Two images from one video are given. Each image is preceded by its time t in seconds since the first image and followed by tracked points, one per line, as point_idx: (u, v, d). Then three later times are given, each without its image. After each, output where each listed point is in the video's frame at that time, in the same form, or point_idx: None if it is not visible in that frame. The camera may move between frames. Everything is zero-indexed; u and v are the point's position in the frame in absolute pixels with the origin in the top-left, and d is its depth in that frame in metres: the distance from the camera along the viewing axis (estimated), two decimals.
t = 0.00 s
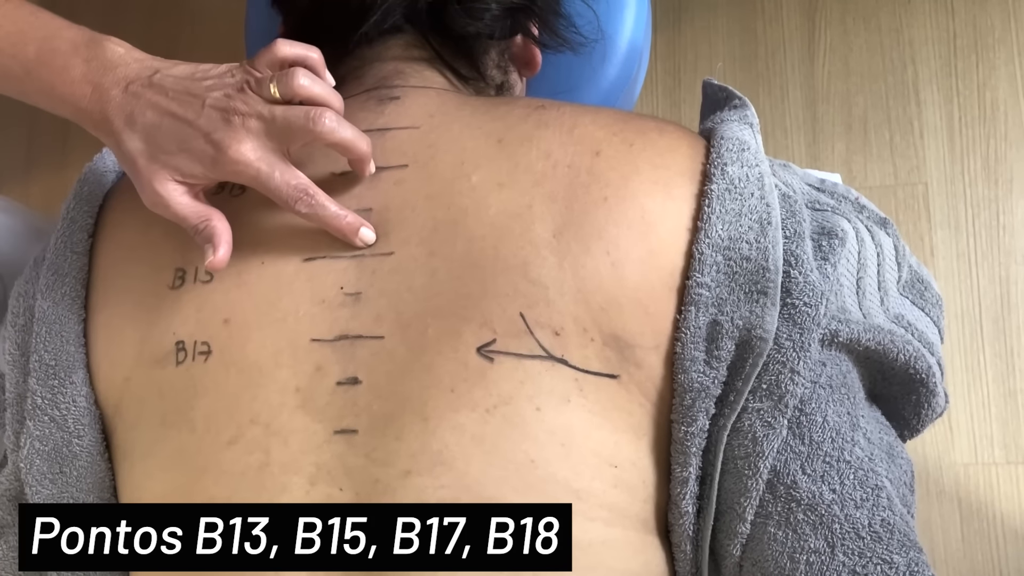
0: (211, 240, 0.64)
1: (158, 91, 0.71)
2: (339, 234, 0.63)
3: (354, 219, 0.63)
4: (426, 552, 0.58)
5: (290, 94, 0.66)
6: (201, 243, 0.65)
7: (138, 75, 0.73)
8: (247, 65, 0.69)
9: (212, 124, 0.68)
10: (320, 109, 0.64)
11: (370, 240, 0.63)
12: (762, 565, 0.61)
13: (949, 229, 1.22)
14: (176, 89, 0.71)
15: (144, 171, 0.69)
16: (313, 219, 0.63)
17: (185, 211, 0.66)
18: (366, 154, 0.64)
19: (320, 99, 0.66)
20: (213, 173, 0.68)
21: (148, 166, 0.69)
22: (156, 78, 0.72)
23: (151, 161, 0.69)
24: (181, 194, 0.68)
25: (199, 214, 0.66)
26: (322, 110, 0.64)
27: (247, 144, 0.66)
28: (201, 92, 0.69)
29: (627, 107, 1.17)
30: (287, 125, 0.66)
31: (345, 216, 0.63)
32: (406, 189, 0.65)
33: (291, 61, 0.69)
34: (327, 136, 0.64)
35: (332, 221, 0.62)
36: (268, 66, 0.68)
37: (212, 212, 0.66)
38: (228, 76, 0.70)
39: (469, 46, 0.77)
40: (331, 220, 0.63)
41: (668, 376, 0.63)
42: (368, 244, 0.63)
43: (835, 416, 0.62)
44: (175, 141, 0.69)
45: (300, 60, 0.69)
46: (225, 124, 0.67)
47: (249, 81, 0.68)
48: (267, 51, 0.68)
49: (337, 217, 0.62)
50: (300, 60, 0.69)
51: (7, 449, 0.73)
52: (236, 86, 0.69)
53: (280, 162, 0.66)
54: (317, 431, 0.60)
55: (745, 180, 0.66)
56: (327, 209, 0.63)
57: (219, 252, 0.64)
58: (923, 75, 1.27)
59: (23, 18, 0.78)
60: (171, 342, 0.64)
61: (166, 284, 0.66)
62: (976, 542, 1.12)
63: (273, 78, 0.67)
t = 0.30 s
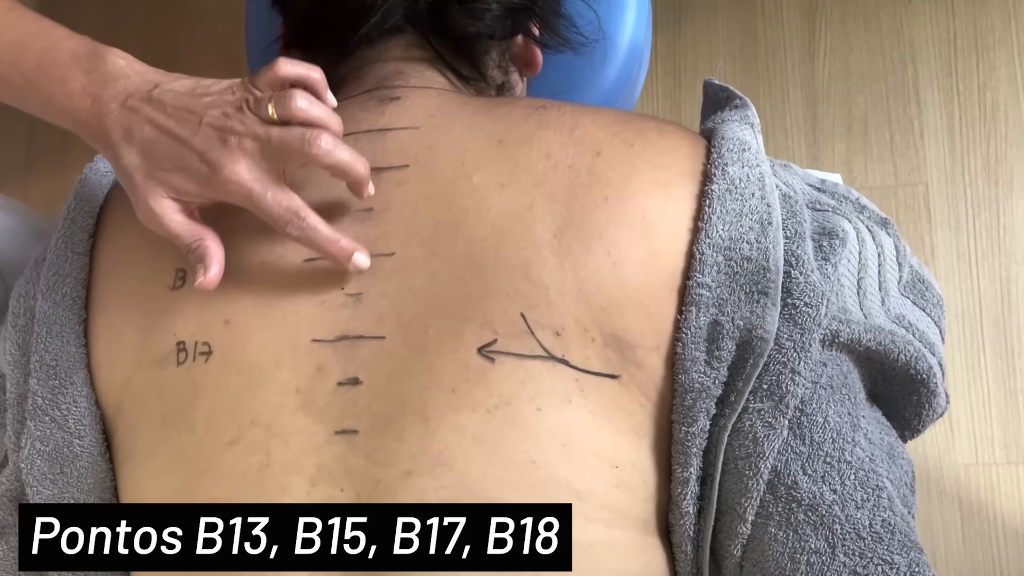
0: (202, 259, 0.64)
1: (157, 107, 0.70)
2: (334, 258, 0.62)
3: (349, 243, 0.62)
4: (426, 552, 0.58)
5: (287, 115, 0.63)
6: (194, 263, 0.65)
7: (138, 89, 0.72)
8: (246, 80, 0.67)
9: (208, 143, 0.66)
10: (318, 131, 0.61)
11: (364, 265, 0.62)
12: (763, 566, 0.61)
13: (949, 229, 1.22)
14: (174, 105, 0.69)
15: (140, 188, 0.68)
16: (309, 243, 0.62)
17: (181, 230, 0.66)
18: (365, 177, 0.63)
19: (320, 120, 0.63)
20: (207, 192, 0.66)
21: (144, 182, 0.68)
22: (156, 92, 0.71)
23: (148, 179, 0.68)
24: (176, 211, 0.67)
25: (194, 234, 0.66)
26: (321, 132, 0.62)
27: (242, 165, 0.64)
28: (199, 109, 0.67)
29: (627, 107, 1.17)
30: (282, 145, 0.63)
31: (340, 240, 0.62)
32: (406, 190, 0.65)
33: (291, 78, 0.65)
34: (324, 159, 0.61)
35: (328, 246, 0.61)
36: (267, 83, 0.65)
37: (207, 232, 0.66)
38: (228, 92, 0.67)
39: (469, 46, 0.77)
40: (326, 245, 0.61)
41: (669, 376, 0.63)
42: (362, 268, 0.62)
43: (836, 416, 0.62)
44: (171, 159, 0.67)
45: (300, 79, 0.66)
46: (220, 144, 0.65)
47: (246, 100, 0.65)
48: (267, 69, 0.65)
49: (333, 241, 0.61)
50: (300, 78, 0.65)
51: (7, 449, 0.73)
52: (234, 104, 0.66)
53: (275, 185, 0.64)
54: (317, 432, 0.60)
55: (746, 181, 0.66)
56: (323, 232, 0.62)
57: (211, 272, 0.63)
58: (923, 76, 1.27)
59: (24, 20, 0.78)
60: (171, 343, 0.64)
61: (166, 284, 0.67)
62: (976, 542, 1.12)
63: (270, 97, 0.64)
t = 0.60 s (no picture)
0: (155, 262, 0.63)
1: (104, 105, 0.66)
2: (285, 249, 0.62)
3: (300, 237, 0.62)
4: (426, 552, 0.58)
5: (239, 113, 0.61)
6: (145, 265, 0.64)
7: (86, 89, 0.68)
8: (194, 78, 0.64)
9: (155, 139, 0.63)
10: (269, 125, 0.61)
11: (315, 259, 0.63)
12: (762, 564, 0.61)
13: (949, 229, 1.22)
14: (119, 104, 0.65)
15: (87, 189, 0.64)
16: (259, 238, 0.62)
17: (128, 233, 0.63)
18: (302, 168, 0.63)
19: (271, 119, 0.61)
20: (156, 190, 0.63)
21: (91, 184, 0.64)
22: (104, 91, 0.67)
23: (95, 179, 0.64)
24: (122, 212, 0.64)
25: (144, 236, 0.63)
26: (271, 126, 0.61)
27: (189, 162, 0.61)
28: (148, 107, 0.64)
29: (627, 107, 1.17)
30: (235, 142, 0.61)
31: (291, 234, 0.62)
32: (406, 189, 0.65)
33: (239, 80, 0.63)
34: (273, 154, 0.62)
35: (280, 240, 0.62)
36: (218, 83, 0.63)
37: (157, 233, 0.64)
38: (177, 92, 0.64)
39: (470, 45, 0.78)
40: (277, 239, 0.62)
41: (668, 375, 0.63)
42: (315, 262, 0.63)
43: (835, 414, 0.62)
44: (120, 158, 0.64)
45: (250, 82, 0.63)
46: (167, 140, 0.62)
47: (196, 99, 0.63)
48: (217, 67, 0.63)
49: (283, 234, 0.62)
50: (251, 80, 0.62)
51: (7, 449, 0.74)
52: (182, 102, 0.63)
53: (222, 180, 0.62)
54: (318, 430, 0.60)
55: (745, 180, 0.66)
56: (274, 224, 0.62)
57: (164, 274, 0.63)
58: (923, 76, 1.27)
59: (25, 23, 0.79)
60: (171, 342, 0.64)
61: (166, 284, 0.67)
62: (976, 541, 1.12)
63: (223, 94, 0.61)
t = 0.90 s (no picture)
0: (26, 317, 0.67)
1: None
2: (160, 277, 0.65)
3: (173, 262, 0.65)
4: (426, 552, 0.58)
5: (90, 169, 0.65)
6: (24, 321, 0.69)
7: None
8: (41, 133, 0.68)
9: (8, 205, 0.67)
10: (120, 178, 0.66)
11: (194, 276, 0.65)
12: (761, 560, 0.61)
13: (949, 228, 1.22)
14: None
15: None
16: (130, 271, 0.65)
17: None
18: (146, 212, 0.69)
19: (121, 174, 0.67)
20: (15, 253, 0.68)
21: None
22: None
23: None
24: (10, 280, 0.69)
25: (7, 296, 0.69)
26: (122, 179, 0.66)
27: (44, 223, 0.66)
28: None
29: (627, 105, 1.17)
30: (90, 198, 0.66)
31: (163, 260, 0.64)
32: (406, 186, 0.65)
33: (84, 136, 0.67)
34: (127, 204, 0.67)
35: (151, 268, 0.64)
36: (64, 140, 0.67)
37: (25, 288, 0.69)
38: (21, 151, 0.69)
39: (469, 43, 0.78)
40: (149, 268, 0.64)
41: (667, 372, 0.63)
42: (194, 280, 0.65)
43: (834, 411, 0.62)
44: None
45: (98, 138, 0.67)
46: (20, 205, 0.67)
47: (42, 158, 0.66)
48: (59, 125, 0.66)
49: (155, 263, 0.64)
50: (91, 137, 0.67)
51: (7, 446, 0.74)
52: (31, 162, 0.67)
53: (85, 231, 0.66)
54: (317, 427, 0.60)
55: (744, 176, 0.66)
56: (145, 257, 0.65)
57: (37, 327, 0.67)
58: (923, 74, 1.27)
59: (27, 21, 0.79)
60: (171, 339, 0.65)
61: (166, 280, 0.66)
62: (975, 540, 1.12)
63: (71, 150, 0.65)
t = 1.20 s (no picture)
0: (42, 325, 0.68)
1: None
2: (163, 277, 0.65)
3: (175, 260, 0.65)
4: (426, 552, 0.58)
5: (93, 177, 0.69)
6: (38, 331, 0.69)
7: None
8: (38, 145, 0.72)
9: (14, 216, 0.70)
10: (123, 185, 0.69)
11: (197, 274, 0.65)
12: (757, 557, 0.62)
13: (947, 227, 1.22)
14: None
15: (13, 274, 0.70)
16: (135, 271, 0.66)
17: (12, 306, 0.69)
18: (149, 217, 0.70)
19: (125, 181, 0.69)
20: (23, 263, 0.70)
21: None
22: None
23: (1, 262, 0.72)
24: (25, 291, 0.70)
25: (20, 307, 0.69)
26: (127, 186, 0.69)
27: (51, 230, 0.69)
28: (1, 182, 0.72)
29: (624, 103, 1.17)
30: (96, 205, 0.69)
31: (166, 258, 0.65)
32: (403, 184, 0.65)
33: (83, 145, 0.72)
34: (132, 210, 0.69)
35: (154, 267, 0.65)
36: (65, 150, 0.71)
37: (40, 298, 0.69)
38: (24, 162, 0.73)
39: (467, 41, 0.78)
40: (152, 266, 0.65)
41: (663, 369, 0.63)
42: (197, 278, 0.66)
43: (830, 408, 0.62)
44: None
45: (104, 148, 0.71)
46: (26, 215, 0.70)
47: (44, 168, 0.70)
48: (58, 134, 0.71)
49: (157, 261, 0.65)
50: (90, 145, 0.72)
51: (6, 443, 0.74)
52: (34, 173, 0.71)
53: (92, 236, 0.68)
54: (315, 424, 0.60)
55: (740, 174, 0.66)
56: (147, 257, 0.65)
57: (53, 336, 0.67)
58: (921, 74, 1.28)
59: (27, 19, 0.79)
60: (169, 336, 0.65)
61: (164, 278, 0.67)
62: (973, 539, 1.12)
63: (74, 159, 0.69)
